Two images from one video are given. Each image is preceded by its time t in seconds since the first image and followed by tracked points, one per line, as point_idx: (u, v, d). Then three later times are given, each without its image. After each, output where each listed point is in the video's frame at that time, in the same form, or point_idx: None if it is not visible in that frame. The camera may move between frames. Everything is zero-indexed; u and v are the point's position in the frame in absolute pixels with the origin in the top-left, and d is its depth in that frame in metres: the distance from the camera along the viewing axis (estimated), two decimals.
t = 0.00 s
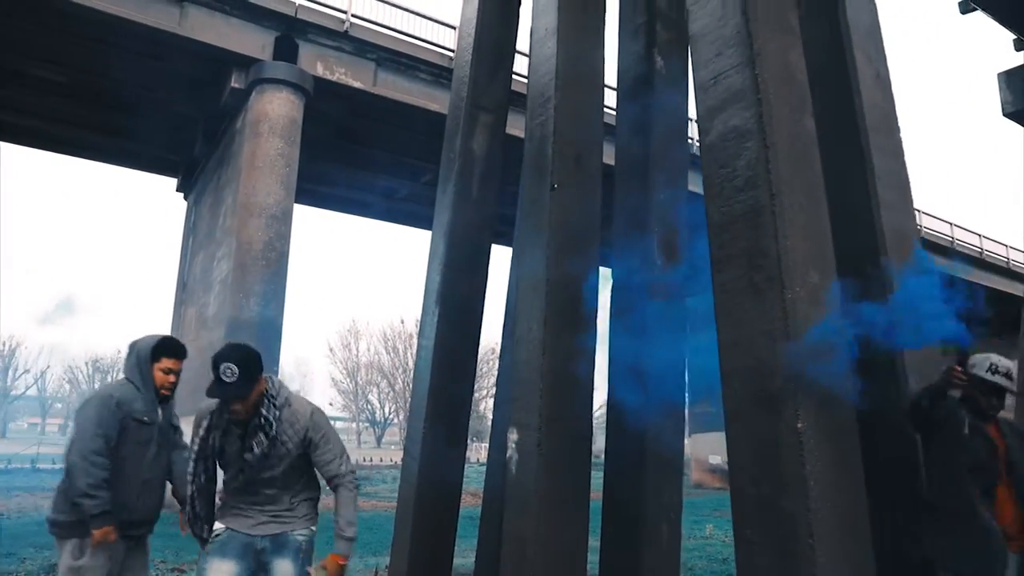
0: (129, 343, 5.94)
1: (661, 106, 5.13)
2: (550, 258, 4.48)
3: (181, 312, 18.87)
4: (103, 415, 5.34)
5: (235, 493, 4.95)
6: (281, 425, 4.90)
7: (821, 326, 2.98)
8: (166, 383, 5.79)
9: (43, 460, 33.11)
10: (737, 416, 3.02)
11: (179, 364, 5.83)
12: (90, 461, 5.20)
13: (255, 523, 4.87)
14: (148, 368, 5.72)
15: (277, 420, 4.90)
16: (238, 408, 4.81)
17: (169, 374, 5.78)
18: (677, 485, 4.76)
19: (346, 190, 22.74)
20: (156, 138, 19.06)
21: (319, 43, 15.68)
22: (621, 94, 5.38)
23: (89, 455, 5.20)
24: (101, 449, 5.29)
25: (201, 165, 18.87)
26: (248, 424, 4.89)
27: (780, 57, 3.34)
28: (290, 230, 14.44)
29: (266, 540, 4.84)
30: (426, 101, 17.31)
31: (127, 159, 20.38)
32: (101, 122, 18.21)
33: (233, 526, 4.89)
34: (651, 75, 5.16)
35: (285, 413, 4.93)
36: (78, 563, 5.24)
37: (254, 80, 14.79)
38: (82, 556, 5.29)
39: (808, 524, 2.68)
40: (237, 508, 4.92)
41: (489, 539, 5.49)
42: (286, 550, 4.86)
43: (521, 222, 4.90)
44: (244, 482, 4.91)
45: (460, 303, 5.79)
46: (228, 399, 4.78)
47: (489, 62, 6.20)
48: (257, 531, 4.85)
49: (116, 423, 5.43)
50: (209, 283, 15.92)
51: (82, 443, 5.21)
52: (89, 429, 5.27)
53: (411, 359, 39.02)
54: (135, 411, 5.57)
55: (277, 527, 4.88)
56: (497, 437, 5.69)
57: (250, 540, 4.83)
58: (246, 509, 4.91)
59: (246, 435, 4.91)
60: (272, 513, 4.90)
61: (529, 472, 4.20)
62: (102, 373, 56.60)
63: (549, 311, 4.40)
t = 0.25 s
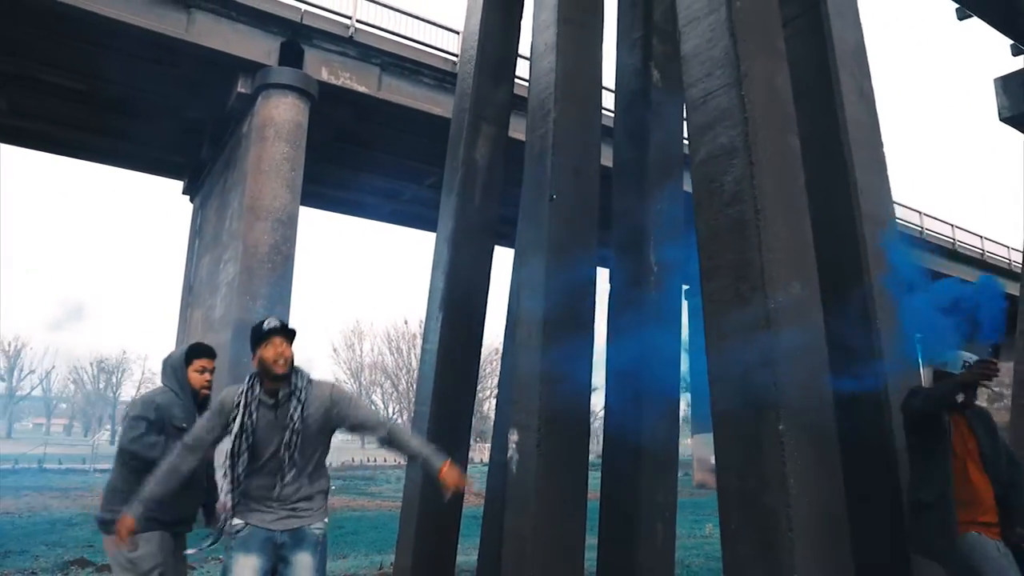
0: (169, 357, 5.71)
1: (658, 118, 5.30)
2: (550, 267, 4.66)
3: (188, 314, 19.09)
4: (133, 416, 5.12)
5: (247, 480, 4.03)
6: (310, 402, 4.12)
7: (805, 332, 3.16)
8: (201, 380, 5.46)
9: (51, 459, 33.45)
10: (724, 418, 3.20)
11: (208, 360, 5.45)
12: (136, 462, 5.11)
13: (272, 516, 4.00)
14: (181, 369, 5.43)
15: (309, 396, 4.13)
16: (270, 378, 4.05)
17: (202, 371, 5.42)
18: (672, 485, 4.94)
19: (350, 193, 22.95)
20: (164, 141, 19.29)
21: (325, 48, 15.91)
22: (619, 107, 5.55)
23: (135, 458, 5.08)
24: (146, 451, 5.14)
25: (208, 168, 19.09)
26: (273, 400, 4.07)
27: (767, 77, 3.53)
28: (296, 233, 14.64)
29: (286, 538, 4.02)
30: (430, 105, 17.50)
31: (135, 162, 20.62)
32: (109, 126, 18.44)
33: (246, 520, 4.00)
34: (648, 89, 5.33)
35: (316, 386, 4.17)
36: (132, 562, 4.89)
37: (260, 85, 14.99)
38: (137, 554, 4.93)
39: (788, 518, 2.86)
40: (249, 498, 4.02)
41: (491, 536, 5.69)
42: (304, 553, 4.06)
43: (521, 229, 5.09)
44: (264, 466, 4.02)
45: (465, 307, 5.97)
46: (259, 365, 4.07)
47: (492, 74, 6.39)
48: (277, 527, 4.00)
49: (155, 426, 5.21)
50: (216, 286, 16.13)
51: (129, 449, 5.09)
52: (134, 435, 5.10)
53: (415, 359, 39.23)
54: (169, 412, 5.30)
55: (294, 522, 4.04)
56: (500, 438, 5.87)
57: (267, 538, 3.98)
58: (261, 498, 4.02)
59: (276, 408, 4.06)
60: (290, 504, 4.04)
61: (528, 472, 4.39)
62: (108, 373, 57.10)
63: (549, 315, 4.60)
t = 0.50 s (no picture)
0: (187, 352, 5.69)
1: (652, 131, 5.50)
2: (547, 275, 4.87)
3: (194, 315, 19.30)
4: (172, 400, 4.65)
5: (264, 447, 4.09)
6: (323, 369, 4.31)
7: (784, 338, 3.37)
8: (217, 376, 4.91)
9: (57, 459, 33.72)
10: (709, 419, 3.41)
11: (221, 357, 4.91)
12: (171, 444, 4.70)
13: (287, 484, 4.04)
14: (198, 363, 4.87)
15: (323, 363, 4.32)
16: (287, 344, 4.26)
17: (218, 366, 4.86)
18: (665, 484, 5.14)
19: (352, 196, 23.15)
20: (169, 145, 19.51)
21: (328, 54, 16.12)
22: (614, 119, 5.75)
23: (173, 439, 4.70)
24: (181, 434, 4.72)
25: (213, 171, 19.31)
26: (290, 366, 4.23)
27: (752, 96, 3.74)
28: (300, 236, 14.86)
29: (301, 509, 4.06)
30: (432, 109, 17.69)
31: (140, 166, 20.84)
32: (114, 130, 18.66)
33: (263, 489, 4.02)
34: (642, 102, 5.53)
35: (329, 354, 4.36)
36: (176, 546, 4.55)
37: (264, 91, 15.20)
38: (181, 539, 4.59)
39: (767, 513, 3.06)
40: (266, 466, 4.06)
41: (492, 534, 5.90)
42: (315, 530, 4.12)
43: (520, 239, 5.30)
44: (281, 430, 4.09)
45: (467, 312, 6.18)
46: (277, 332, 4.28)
47: (492, 86, 6.60)
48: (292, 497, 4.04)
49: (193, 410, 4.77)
50: (221, 288, 16.35)
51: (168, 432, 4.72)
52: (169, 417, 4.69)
53: (417, 360, 39.38)
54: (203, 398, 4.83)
55: (307, 492, 4.09)
56: (500, 439, 6.07)
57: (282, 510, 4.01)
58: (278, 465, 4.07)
59: (294, 374, 4.22)
60: (305, 473, 4.09)
61: (526, 471, 4.60)
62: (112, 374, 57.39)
63: (546, 322, 4.81)
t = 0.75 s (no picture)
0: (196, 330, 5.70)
1: (643, 141, 5.71)
2: (542, 279, 5.11)
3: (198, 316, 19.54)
4: (196, 388, 4.94)
5: (275, 439, 4.33)
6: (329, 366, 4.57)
7: (761, 339, 3.61)
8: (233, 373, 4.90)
9: (61, 459, 33.98)
10: (692, 418, 3.64)
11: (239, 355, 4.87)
12: (198, 434, 4.97)
13: (297, 473, 4.27)
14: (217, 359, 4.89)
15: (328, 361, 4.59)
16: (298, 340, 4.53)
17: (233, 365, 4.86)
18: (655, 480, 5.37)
19: (354, 197, 23.36)
20: (174, 148, 19.75)
21: (331, 58, 16.35)
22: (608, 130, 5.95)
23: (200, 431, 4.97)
24: (208, 424, 4.98)
25: (217, 174, 19.54)
26: (300, 361, 4.48)
27: (734, 112, 3.98)
28: (304, 238, 15.09)
29: (310, 498, 4.29)
30: (433, 113, 17.90)
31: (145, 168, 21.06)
32: (120, 133, 18.89)
33: (274, 478, 4.25)
34: (634, 112, 5.74)
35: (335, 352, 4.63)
36: (199, 540, 4.87)
37: (269, 95, 15.44)
38: (204, 533, 4.91)
39: (744, 506, 3.29)
40: (277, 457, 4.29)
41: (491, 527, 6.12)
42: (322, 518, 4.36)
43: (517, 245, 5.53)
44: (291, 422, 4.34)
45: (467, 315, 6.41)
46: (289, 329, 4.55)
47: (490, 96, 6.83)
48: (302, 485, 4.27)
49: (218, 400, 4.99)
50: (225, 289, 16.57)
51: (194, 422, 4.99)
52: (199, 408, 4.99)
53: (419, 360, 39.55)
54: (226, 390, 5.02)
55: (315, 480, 4.32)
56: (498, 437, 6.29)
57: (293, 498, 4.23)
58: (288, 456, 4.30)
59: (303, 370, 4.48)
60: (313, 462, 4.33)
61: (522, 466, 4.85)
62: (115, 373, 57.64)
63: (541, 326, 5.04)
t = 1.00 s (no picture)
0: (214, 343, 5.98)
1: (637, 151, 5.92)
2: (539, 286, 5.31)
3: (202, 317, 19.75)
4: (212, 391, 5.25)
5: (284, 441, 4.55)
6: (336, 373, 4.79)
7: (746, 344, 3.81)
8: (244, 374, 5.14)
9: (65, 459, 34.22)
10: (679, 420, 3.84)
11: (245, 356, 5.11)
12: (219, 433, 5.28)
13: (304, 473, 4.48)
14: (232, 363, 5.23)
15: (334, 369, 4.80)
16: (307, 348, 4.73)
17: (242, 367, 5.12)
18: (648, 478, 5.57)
19: (356, 199, 23.57)
20: (178, 151, 19.96)
21: (334, 63, 16.57)
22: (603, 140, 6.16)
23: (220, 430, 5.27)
24: (228, 423, 5.27)
25: (221, 177, 19.75)
26: (309, 369, 4.69)
27: (720, 127, 4.18)
28: (307, 241, 15.30)
29: (317, 496, 4.49)
30: (434, 117, 18.10)
31: (148, 170, 21.27)
32: (124, 137, 19.10)
33: (283, 478, 4.46)
34: (629, 124, 5.95)
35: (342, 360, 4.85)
36: (224, 533, 5.11)
37: (272, 100, 15.65)
38: (229, 527, 5.13)
39: (726, 502, 3.50)
40: (285, 458, 4.50)
41: (490, 523, 6.33)
42: (329, 515, 4.56)
43: (514, 252, 5.73)
44: (299, 425, 4.55)
45: (467, 318, 6.61)
46: (299, 337, 4.76)
47: (489, 106, 7.04)
48: (308, 484, 4.48)
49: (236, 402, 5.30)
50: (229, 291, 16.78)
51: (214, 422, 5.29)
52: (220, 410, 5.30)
53: (420, 361, 39.71)
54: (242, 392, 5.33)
55: (321, 480, 4.53)
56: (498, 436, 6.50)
57: (300, 497, 4.44)
58: (296, 456, 4.51)
59: (312, 376, 4.69)
60: (319, 464, 4.53)
61: (520, 464, 5.07)
62: (117, 374, 57.91)
63: (538, 331, 5.25)
